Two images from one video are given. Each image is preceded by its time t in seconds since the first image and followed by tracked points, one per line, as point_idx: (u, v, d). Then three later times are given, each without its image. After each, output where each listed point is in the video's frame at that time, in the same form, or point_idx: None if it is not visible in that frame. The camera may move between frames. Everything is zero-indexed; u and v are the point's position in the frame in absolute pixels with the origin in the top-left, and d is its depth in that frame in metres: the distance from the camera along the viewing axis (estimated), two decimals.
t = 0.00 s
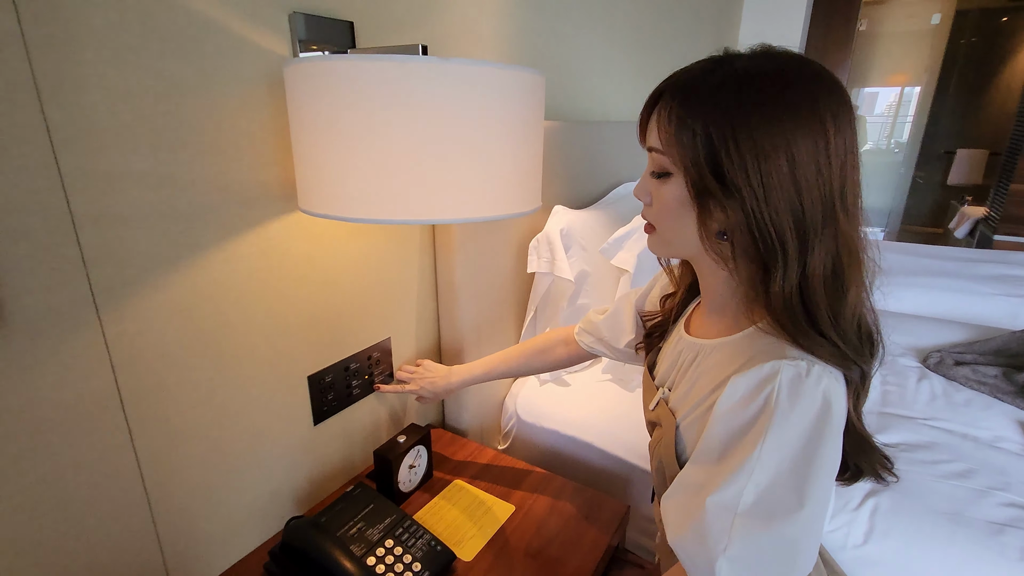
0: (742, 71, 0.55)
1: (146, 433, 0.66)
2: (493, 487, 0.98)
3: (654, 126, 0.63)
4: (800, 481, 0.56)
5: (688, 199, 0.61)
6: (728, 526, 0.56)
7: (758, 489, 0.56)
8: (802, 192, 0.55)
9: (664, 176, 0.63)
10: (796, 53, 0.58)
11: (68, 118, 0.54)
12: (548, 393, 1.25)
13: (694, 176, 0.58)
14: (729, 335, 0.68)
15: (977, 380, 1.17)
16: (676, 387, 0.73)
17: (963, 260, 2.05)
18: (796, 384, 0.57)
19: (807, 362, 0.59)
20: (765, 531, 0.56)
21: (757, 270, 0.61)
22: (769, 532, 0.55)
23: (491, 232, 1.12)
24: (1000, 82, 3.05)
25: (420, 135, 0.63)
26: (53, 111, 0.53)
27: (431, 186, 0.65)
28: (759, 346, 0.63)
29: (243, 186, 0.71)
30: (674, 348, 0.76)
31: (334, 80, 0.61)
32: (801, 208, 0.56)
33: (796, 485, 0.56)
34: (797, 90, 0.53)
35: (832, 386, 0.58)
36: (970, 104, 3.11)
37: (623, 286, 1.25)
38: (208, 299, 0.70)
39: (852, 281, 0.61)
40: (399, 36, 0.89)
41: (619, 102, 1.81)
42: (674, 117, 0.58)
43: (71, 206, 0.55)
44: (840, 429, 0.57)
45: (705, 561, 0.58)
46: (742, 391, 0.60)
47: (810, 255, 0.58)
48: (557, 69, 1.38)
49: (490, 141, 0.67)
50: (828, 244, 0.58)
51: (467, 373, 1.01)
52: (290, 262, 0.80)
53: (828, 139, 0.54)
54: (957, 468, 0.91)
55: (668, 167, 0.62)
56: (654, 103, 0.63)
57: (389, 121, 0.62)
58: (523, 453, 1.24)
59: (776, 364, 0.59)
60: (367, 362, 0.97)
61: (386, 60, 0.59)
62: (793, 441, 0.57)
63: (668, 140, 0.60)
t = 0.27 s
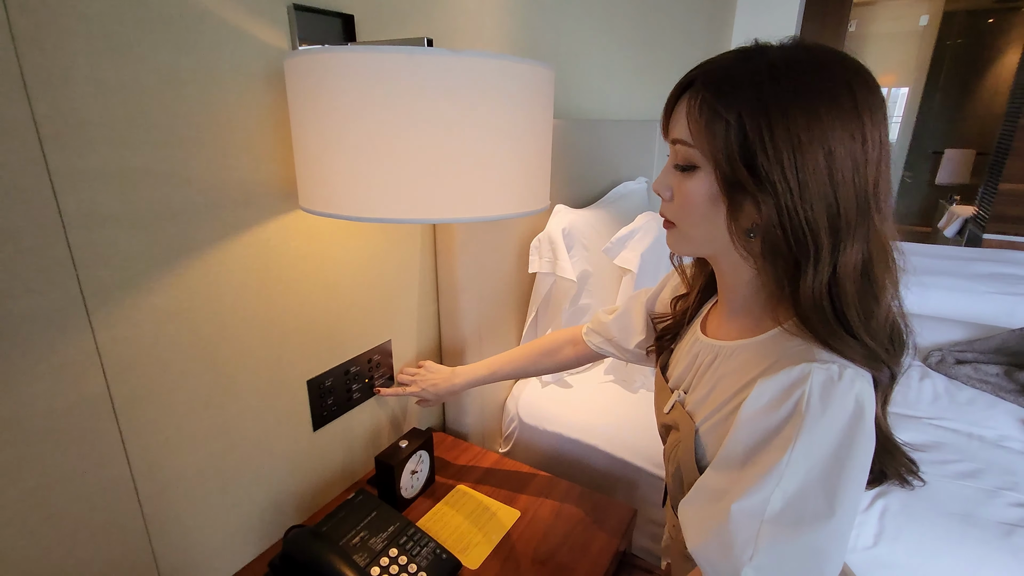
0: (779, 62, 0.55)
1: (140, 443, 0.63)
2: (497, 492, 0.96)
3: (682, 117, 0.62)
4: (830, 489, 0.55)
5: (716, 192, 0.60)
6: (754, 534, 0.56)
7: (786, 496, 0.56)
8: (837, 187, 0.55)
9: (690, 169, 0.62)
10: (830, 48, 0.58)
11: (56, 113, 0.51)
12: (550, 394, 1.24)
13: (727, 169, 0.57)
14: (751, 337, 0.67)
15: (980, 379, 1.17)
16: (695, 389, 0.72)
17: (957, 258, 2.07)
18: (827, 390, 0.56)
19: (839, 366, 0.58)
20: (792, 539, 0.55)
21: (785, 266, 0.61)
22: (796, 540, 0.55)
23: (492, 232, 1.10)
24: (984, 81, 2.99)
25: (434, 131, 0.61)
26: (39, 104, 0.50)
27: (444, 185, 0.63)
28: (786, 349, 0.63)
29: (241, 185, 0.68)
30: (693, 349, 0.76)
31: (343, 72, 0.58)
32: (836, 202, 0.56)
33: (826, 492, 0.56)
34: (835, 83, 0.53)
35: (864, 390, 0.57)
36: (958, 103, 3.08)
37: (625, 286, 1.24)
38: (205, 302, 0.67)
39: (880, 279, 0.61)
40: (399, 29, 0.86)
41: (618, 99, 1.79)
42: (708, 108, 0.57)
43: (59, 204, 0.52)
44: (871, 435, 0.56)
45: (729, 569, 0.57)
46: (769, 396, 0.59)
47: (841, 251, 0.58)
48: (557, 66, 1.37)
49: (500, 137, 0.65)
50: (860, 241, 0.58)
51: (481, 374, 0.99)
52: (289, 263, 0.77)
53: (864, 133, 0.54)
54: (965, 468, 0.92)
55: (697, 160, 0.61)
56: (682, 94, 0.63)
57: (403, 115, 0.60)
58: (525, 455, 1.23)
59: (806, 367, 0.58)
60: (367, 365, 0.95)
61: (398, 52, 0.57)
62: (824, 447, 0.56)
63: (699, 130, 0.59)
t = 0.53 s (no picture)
0: (847, 59, 0.56)
1: (135, 450, 0.61)
2: (500, 496, 0.94)
3: (739, 105, 0.59)
4: (847, 483, 0.54)
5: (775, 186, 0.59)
6: (770, 530, 0.55)
7: (803, 491, 0.55)
8: (894, 184, 0.57)
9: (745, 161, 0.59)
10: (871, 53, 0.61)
11: (47, 105, 0.49)
12: (551, 396, 1.23)
13: (794, 162, 0.57)
14: (765, 333, 0.67)
15: (979, 376, 1.18)
16: (709, 387, 0.72)
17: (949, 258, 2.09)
18: (844, 382, 0.56)
19: (856, 359, 0.57)
20: (809, 535, 0.54)
21: (829, 264, 0.62)
22: (813, 536, 0.54)
23: (493, 231, 1.08)
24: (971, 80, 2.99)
25: (441, 126, 0.60)
26: (30, 97, 0.47)
27: (450, 180, 0.62)
28: (802, 342, 0.62)
29: (240, 183, 0.66)
30: (708, 347, 0.75)
31: (348, 67, 0.57)
32: (893, 201, 0.58)
33: (842, 486, 0.55)
34: (896, 86, 0.56)
35: (881, 383, 0.56)
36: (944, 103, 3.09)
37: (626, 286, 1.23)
38: (202, 303, 0.65)
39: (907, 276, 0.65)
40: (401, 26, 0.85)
41: (616, 100, 1.78)
42: (781, 98, 0.57)
43: (51, 202, 0.50)
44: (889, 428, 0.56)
45: (745, 566, 0.57)
46: (785, 390, 0.58)
47: (887, 248, 0.60)
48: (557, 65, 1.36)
49: (510, 133, 0.64)
50: (903, 240, 0.60)
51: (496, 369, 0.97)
52: (288, 264, 0.75)
53: (917, 135, 0.57)
54: (968, 466, 0.92)
55: (755, 152, 0.59)
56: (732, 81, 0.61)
57: (417, 112, 0.59)
58: (526, 457, 1.21)
59: (823, 360, 0.57)
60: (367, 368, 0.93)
61: (405, 46, 0.56)
62: (840, 440, 0.55)
63: (762, 120, 0.58)
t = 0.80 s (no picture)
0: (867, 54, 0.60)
1: (131, 455, 0.59)
2: (504, 498, 0.93)
3: (779, 95, 0.60)
4: (849, 464, 0.53)
5: (819, 173, 0.60)
6: (772, 512, 0.54)
7: (806, 473, 0.54)
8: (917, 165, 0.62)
9: (789, 151, 0.60)
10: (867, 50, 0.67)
11: (40, 94, 0.46)
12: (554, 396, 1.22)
13: (840, 146, 0.59)
14: (776, 319, 0.66)
15: (978, 373, 1.19)
16: (719, 376, 0.71)
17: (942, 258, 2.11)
18: (844, 361, 0.55)
19: (858, 338, 0.56)
20: (812, 516, 0.53)
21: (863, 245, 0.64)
22: (816, 518, 0.53)
23: (495, 230, 1.07)
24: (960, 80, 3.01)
25: (445, 115, 0.58)
26: (23, 86, 0.45)
27: (456, 170, 0.60)
28: (806, 324, 0.61)
29: (239, 178, 0.64)
30: (721, 336, 0.75)
31: (357, 56, 0.56)
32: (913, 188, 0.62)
33: (845, 467, 0.53)
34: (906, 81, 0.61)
35: (884, 361, 0.55)
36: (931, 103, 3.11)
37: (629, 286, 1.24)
38: (200, 302, 0.63)
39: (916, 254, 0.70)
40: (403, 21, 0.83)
41: (615, 99, 1.78)
42: (823, 89, 0.59)
43: (44, 196, 0.48)
44: (893, 408, 0.54)
45: (748, 550, 0.55)
46: (786, 370, 0.58)
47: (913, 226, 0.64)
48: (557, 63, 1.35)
49: (520, 124, 0.63)
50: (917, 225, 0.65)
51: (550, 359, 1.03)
52: (289, 262, 0.73)
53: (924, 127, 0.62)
54: (973, 463, 0.92)
55: (798, 140, 0.59)
56: (768, 70, 0.61)
57: (437, 101, 0.57)
58: (528, 458, 1.20)
59: (824, 339, 0.56)
60: (369, 369, 0.91)
61: (417, 34, 0.54)
62: (842, 420, 0.54)
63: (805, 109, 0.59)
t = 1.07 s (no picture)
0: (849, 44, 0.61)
1: (130, 458, 0.57)
2: (508, 499, 0.92)
3: (773, 93, 0.60)
4: (865, 456, 0.52)
5: (822, 163, 0.60)
6: (787, 503, 0.54)
7: (821, 464, 0.53)
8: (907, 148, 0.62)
9: (791, 145, 0.60)
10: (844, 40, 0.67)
11: (38, 86, 0.45)
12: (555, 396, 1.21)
13: (837, 135, 0.58)
14: (790, 313, 0.66)
15: (978, 371, 1.20)
16: (733, 372, 0.71)
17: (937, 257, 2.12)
18: (859, 351, 0.54)
19: (873, 329, 0.55)
20: (828, 508, 0.52)
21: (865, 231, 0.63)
22: (831, 509, 0.52)
23: (496, 228, 1.06)
24: (952, 82, 3.04)
25: (450, 108, 0.57)
26: (19, 75, 0.44)
27: (465, 164, 0.59)
28: (820, 316, 0.60)
29: (241, 174, 0.63)
30: (737, 331, 0.75)
31: (362, 47, 0.54)
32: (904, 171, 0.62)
33: (860, 459, 0.53)
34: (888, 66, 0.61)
35: (900, 352, 0.54)
36: (923, 103, 3.12)
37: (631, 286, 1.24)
38: (201, 302, 0.62)
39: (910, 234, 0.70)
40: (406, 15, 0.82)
41: (613, 97, 1.77)
42: (812, 81, 0.58)
43: (41, 191, 0.46)
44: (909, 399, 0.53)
45: (760, 541, 0.55)
46: (800, 361, 0.57)
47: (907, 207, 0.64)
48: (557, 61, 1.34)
49: (531, 119, 0.62)
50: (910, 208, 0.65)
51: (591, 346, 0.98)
52: (291, 261, 0.72)
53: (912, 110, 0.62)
54: (977, 461, 0.94)
55: (800, 133, 0.59)
56: (759, 69, 0.61)
57: (440, 92, 0.56)
58: (530, 458, 1.19)
59: (839, 330, 0.56)
60: (370, 369, 0.90)
61: (427, 25, 0.53)
62: (857, 412, 0.53)
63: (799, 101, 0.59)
